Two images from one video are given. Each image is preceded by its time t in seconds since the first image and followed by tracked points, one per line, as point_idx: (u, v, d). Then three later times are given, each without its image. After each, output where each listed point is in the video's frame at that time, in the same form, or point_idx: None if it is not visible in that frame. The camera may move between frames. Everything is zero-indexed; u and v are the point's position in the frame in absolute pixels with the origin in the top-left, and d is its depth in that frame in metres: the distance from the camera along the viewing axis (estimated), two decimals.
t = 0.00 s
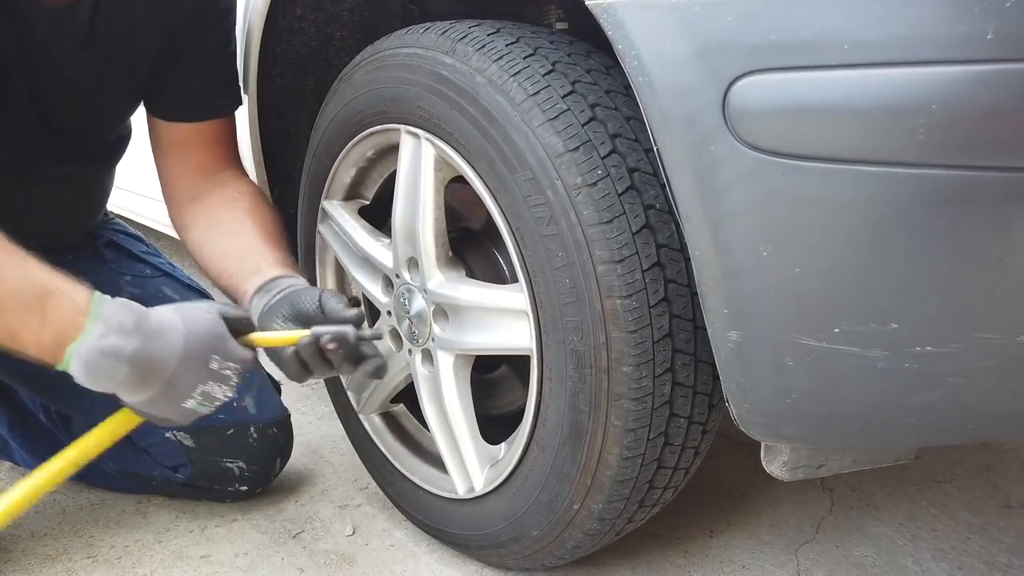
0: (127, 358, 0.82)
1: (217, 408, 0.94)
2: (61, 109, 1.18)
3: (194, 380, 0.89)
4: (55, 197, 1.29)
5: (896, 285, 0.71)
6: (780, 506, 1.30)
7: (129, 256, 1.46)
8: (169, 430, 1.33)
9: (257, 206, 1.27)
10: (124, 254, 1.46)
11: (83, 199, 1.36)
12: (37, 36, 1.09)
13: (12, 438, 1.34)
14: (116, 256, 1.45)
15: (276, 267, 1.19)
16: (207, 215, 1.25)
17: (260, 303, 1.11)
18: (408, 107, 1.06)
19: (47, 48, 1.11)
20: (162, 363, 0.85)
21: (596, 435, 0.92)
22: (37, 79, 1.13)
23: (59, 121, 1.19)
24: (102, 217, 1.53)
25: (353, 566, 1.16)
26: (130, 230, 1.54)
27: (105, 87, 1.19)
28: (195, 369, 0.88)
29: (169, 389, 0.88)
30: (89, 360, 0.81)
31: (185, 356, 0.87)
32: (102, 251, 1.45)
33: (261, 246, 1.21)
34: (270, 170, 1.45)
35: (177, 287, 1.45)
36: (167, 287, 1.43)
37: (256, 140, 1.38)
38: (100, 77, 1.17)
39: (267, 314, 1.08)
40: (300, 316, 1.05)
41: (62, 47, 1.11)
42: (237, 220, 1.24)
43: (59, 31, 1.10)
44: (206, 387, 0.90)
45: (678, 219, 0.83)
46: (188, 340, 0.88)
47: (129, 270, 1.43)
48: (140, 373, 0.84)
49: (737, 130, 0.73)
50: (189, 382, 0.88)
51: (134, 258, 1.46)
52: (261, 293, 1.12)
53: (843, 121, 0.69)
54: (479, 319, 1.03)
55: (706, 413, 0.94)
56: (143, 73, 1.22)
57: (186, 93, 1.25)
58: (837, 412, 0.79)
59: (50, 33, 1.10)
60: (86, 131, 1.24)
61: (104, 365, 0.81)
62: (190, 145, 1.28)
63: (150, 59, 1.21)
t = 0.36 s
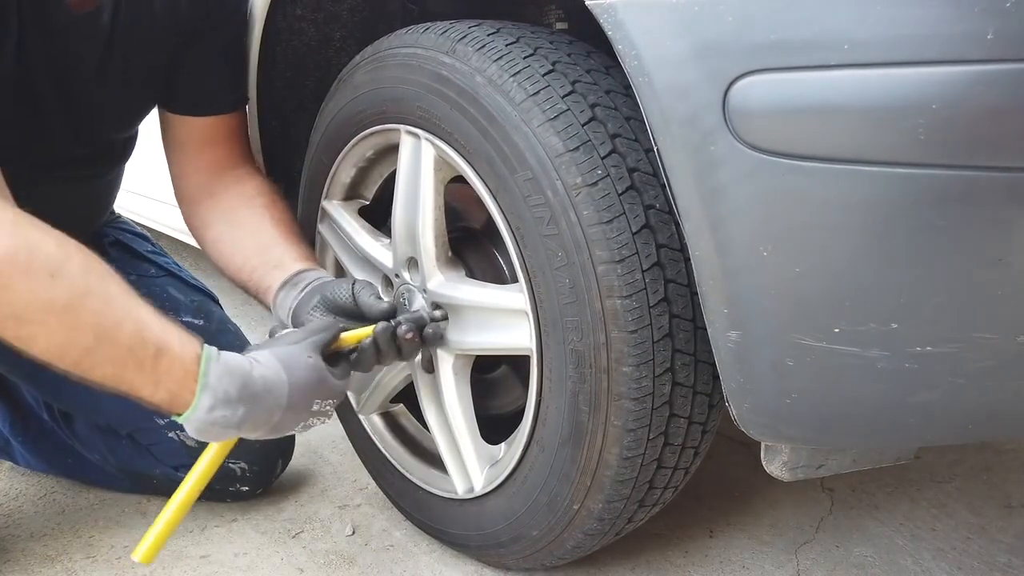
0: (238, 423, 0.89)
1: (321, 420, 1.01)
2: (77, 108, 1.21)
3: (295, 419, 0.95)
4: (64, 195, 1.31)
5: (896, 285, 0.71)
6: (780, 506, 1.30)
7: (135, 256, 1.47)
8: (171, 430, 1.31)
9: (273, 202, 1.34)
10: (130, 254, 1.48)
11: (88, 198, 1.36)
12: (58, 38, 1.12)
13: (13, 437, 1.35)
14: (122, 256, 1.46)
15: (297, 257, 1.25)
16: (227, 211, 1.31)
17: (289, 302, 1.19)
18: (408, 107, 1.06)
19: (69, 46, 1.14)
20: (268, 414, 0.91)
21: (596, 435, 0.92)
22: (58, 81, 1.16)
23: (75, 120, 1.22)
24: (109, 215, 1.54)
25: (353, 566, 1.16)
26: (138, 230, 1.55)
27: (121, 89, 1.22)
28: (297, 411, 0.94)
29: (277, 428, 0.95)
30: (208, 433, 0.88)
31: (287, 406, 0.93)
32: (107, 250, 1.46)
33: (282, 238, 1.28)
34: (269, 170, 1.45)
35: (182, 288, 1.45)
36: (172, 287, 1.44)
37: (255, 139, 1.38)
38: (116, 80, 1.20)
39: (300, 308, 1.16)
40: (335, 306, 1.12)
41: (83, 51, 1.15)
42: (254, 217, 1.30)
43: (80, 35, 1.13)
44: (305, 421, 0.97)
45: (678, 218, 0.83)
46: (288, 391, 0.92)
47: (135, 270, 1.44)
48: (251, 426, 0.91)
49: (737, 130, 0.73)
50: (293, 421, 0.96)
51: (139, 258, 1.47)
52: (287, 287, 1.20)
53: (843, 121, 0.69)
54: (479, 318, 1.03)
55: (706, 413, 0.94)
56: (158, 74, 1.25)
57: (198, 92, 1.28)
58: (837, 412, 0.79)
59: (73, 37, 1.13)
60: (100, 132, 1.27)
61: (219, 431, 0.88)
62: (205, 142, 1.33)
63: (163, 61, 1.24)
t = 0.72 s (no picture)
0: (301, 427, 0.96)
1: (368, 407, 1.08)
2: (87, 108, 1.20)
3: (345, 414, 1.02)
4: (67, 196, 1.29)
5: (894, 286, 0.71)
6: (779, 506, 1.30)
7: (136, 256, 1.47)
8: (171, 433, 1.30)
9: (270, 198, 1.34)
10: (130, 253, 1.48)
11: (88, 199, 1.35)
12: (75, 41, 1.11)
13: (13, 438, 1.35)
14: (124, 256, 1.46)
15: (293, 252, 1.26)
16: (225, 206, 1.32)
17: (285, 293, 1.19)
18: (406, 108, 1.06)
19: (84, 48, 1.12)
20: (325, 417, 0.98)
21: (594, 435, 0.92)
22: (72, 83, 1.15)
23: (84, 121, 1.21)
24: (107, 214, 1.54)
25: (352, 567, 1.16)
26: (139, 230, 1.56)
27: (130, 88, 1.22)
28: (348, 410, 1.01)
29: (331, 424, 1.02)
30: (273, 439, 0.95)
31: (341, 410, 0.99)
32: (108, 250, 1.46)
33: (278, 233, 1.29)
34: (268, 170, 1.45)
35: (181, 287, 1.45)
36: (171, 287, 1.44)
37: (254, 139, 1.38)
38: (126, 80, 1.20)
39: (300, 300, 1.16)
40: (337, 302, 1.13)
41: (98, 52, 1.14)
42: (252, 212, 1.31)
43: (97, 36, 1.12)
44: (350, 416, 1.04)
45: (676, 219, 0.83)
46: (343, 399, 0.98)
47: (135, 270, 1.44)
48: (311, 427, 0.98)
49: (735, 131, 0.73)
50: (343, 416, 1.02)
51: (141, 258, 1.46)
52: (286, 278, 1.21)
53: (841, 123, 0.69)
54: (477, 319, 1.03)
55: (705, 414, 0.94)
56: (164, 74, 1.25)
57: (203, 91, 1.28)
58: (835, 413, 0.79)
59: (90, 38, 1.12)
60: (105, 132, 1.25)
61: (282, 436, 0.95)
62: (204, 138, 1.33)
63: (172, 62, 1.24)
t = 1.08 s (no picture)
0: (267, 421, 0.93)
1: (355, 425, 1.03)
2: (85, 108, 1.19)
3: (322, 420, 0.98)
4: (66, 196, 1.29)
5: (894, 285, 0.71)
6: (778, 506, 1.30)
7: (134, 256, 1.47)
8: (172, 432, 1.31)
9: (270, 197, 1.33)
10: (129, 253, 1.47)
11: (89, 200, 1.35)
12: (71, 41, 1.11)
13: (13, 438, 1.35)
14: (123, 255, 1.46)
15: (293, 252, 1.25)
16: (224, 204, 1.31)
17: (285, 297, 1.19)
18: (406, 108, 1.06)
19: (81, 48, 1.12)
20: (295, 415, 0.95)
21: (594, 435, 0.92)
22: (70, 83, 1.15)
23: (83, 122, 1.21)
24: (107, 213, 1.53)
25: (352, 566, 1.16)
26: (138, 230, 1.56)
27: (130, 89, 1.21)
28: (323, 416, 0.97)
29: (306, 427, 0.99)
30: (235, 427, 0.93)
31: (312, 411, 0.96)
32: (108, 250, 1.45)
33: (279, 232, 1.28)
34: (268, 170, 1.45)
35: (181, 286, 1.45)
36: (172, 286, 1.44)
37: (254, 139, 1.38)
38: (125, 80, 1.19)
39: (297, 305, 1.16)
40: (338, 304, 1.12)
41: (96, 51, 1.14)
42: (251, 210, 1.30)
43: (94, 35, 1.12)
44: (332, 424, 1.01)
45: (676, 219, 0.83)
46: (316, 398, 0.94)
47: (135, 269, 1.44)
48: (279, 422, 0.95)
49: (734, 131, 0.73)
50: (322, 422, 0.99)
51: (141, 259, 1.47)
52: (284, 279, 1.20)
53: (841, 121, 0.69)
54: (477, 319, 1.03)
55: (704, 414, 0.94)
56: (164, 74, 1.24)
57: (202, 92, 1.27)
58: (835, 412, 0.79)
59: (87, 37, 1.12)
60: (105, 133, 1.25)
61: (246, 424, 0.93)
62: (204, 137, 1.32)
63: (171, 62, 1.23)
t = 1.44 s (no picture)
0: (170, 385, 0.94)
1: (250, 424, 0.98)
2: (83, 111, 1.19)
3: (217, 399, 0.96)
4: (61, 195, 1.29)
5: (891, 286, 0.71)
6: (777, 506, 1.30)
7: (131, 256, 1.46)
8: (169, 433, 1.31)
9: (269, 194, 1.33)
10: (126, 253, 1.47)
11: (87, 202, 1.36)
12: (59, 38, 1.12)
13: (11, 438, 1.35)
14: (119, 257, 1.45)
15: (293, 248, 1.24)
16: (223, 202, 1.30)
17: (285, 291, 1.17)
18: (404, 108, 1.06)
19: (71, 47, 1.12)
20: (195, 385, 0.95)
21: (592, 436, 0.92)
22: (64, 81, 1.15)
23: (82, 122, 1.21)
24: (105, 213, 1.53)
25: (350, 566, 1.16)
26: (135, 228, 1.55)
27: (122, 88, 1.21)
28: (219, 392, 0.96)
29: (199, 417, 0.96)
30: (138, 395, 0.93)
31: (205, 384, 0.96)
32: (104, 252, 1.44)
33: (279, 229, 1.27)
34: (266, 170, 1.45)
35: (179, 289, 1.45)
36: (169, 288, 1.43)
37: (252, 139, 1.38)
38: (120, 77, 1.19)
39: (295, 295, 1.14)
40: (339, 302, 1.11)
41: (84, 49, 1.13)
42: (250, 207, 1.29)
43: (83, 34, 1.12)
44: (229, 405, 0.96)
45: (674, 219, 0.83)
46: (216, 362, 0.97)
47: (132, 271, 1.43)
48: (179, 398, 0.95)
49: (732, 131, 0.73)
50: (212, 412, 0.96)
51: (138, 259, 1.46)
52: (284, 273, 1.19)
53: (838, 122, 0.69)
54: (474, 319, 1.03)
55: (702, 414, 0.95)
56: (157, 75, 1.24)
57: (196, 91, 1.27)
58: (832, 413, 0.79)
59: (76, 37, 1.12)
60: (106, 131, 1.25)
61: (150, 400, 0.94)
62: (203, 134, 1.32)
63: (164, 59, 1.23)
